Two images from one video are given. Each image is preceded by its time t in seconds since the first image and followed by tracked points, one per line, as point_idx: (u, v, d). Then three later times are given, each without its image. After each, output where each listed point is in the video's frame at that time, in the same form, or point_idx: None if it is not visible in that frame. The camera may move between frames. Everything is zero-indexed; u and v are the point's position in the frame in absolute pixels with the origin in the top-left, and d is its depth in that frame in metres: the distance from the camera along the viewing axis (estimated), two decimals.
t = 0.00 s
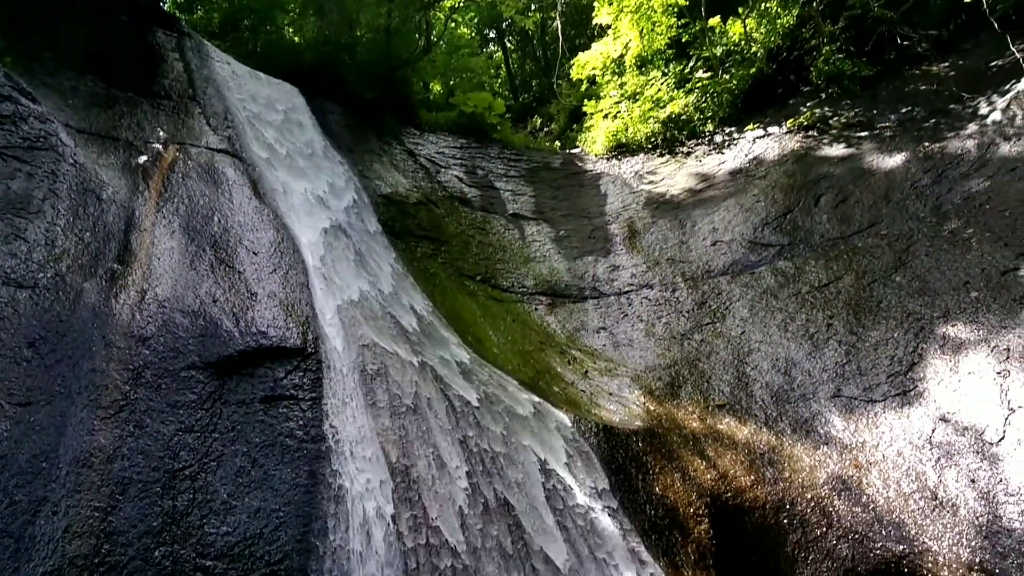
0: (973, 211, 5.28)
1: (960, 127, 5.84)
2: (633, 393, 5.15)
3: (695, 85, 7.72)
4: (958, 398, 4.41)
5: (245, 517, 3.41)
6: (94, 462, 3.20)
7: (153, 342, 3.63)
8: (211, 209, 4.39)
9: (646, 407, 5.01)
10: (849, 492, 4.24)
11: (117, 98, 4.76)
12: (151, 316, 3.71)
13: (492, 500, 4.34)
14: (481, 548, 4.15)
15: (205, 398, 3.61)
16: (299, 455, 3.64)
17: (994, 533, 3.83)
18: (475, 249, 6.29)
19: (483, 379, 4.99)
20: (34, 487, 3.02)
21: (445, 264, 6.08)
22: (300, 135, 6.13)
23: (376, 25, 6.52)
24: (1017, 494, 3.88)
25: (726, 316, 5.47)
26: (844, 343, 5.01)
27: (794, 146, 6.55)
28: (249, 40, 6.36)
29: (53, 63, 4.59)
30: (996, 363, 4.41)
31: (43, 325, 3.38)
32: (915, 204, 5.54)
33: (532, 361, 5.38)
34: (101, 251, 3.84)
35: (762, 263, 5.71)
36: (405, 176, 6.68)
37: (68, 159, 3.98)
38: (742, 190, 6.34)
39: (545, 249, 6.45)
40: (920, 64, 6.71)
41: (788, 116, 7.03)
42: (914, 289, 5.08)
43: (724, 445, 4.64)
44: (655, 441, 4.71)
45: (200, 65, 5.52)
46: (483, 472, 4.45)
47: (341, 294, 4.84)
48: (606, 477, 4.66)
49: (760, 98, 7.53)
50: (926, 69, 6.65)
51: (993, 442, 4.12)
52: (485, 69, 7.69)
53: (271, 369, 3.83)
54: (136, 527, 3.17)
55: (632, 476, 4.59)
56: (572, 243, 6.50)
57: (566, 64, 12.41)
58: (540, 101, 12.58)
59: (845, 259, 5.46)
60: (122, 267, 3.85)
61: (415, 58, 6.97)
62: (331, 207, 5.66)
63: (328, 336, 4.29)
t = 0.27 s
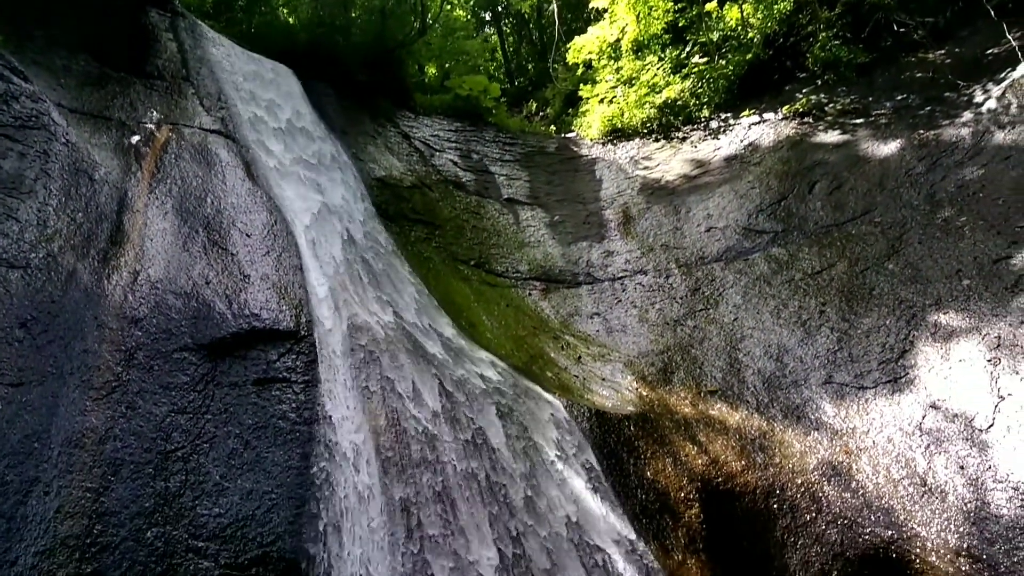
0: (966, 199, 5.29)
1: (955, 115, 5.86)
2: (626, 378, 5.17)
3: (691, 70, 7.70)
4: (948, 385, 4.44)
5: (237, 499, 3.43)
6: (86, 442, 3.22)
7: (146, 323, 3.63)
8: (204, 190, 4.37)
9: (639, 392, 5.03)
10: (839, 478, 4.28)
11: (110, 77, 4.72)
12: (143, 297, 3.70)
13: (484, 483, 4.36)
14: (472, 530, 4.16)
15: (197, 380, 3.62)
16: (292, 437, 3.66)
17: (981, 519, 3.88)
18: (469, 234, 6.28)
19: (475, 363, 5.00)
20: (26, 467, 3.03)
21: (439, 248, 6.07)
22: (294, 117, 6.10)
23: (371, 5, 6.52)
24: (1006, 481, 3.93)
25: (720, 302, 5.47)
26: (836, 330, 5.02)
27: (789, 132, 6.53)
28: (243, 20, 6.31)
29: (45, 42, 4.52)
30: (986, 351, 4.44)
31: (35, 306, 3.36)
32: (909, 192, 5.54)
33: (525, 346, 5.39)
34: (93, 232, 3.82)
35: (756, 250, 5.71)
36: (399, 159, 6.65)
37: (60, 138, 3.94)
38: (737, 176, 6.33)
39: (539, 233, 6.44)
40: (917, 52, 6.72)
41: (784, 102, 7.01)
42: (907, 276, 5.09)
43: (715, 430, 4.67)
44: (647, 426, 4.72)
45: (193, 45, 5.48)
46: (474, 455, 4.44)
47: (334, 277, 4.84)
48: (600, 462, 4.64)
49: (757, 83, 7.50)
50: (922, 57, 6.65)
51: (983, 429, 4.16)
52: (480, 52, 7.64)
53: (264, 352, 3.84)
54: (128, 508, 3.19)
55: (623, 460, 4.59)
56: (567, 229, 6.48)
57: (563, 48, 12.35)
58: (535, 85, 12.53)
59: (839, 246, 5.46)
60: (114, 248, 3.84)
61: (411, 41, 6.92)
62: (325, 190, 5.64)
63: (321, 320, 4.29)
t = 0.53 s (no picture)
0: (960, 185, 5.31)
1: (950, 102, 5.86)
2: (620, 362, 5.19)
3: (687, 55, 7.70)
4: (940, 370, 4.47)
5: (232, 480, 3.44)
6: (80, 423, 3.23)
7: (139, 305, 3.63)
8: (197, 172, 4.36)
9: (632, 376, 5.06)
10: (830, 462, 4.31)
11: (103, 59, 4.70)
12: (137, 279, 3.70)
13: (479, 467, 4.43)
14: (467, 512, 4.23)
15: (192, 361, 3.63)
16: (286, 419, 3.69)
17: (970, 503, 3.91)
18: (464, 218, 6.28)
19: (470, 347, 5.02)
20: (19, 448, 3.04)
21: (434, 233, 6.06)
22: (288, 100, 6.07)
23: None
24: (995, 466, 3.96)
25: (713, 288, 5.48)
26: (829, 316, 5.04)
27: (784, 118, 6.53)
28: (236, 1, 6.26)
29: (37, 23, 4.50)
30: (977, 336, 4.47)
31: (28, 286, 3.37)
32: (903, 178, 5.55)
33: (519, 330, 5.40)
34: (87, 214, 3.82)
35: (750, 236, 5.71)
36: (394, 143, 6.62)
37: (53, 119, 3.94)
38: (731, 162, 6.32)
39: (534, 218, 6.42)
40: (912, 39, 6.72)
41: (780, 88, 6.99)
42: (900, 263, 5.11)
43: (707, 414, 4.69)
44: (640, 410, 4.75)
45: (187, 25, 5.43)
46: (469, 439, 4.50)
47: (329, 260, 4.84)
48: (592, 446, 4.71)
49: (753, 70, 7.42)
50: (918, 44, 6.66)
51: (973, 414, 4.19)
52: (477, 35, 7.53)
53: (258, 334, 3.85)
54: (123, 488, 3.20)
55: (616, 444, 4.66)
56: (561, 214, 6.46)
57: (559, 32, 12.29)
58: (531, 69, 12.47)
59: (833, 232, 5.47)
60: (107, 230, 3.83)
61: (406, 24, 6.87)
62: (320, 173, 5.63)
63: (317, 302, 4.30)
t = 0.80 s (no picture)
0: (955, 171, 5.31)
1: (946, 88, 5.85)
2: (613, 347, 5.19)
3: (683, 39, 7.67)
4: (932, 356, 4.50)
5: (225, 462, 3.45)
6: (73, 405, 3.24)
7: (132, 286, 3.63)
8: (191, 153, 4.34)
9: (626, 360, 5.06)
10: (821, 446, 4.34)
11: (95, 39, 4.66)
12: (131, 260, 3.70)
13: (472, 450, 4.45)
14: (460, 496, 4.25)
15: (185, 343, 3.64)
16: (280, 401, 3.71)
17: (961, 487, 3.96)
18: (459, 202, 6.22)
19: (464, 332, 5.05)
20: (11, 429, 3.04)
21: (429, 217, 6.00)
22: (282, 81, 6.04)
23: None
24: (985, 450, 4.00)
25: (708, 273, 5.48)
26: (822, 301, 5.05)
27: (781, 102, 6.50)
28: None
29: (29, 2, 4.47)
30: (970, 322, 4.49)
31: (20, 267, 3.36)
32: (899, 163, 5.54)
33: (513, 314, 5.39)
34: (80, 194, 3.80)
35: (746, 221, 5.69)
36: (389, 125, 6.56)
37: (46, 99, 3.92)
38: (727, 146, 6.30)
39: (529, 203, 6.39)
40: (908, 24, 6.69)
41: (776, 73, 6.96)
42: (893, 248, 5.12)
43: (700, 398, 4.71)
44: (633, 394, 4.75)
45: (180, 6, 5.40)
46: (462, 423, 4.52)
47: (323, 244, 4.85)
48: (585, 430, 4.70)
49: (748, 56, 7.35)
50: (915, 29, 6.63)
51: (964, 399, 4.23)
52: (473, 17, 7.39)
53: (252, 316, 3.87)
54: (116, 470, 3.20)
55: (609, 427, 4.64)
56: (556, 198, 6.44)
57: (555, 14, 12.22)
58: (527, 51, 12.40)
59: (827, 218, 5.48)
60: (100, 211, 3.82)
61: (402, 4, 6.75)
62: (314, 155, 5.62)
63: (311, 286, 4.31)
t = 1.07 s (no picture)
0: (952, 157, 5.29)
1: (944, 74, 5.82)
2: (608, 331, 5.18)
3: (681, 22, 7.56)
4: (927, 341, 4.51)
5: (218, 443, 3.47)
6: (65, 384, 3.28)
7: (125, 267, 3.62)
8: (184, 133, 4.30)
9: (621, 344, 5.05)
10: (815, 431, 4.39)
11: (88, 17, 4.63)
12: (123, 241, 3.69)
13: (467, 433, 4.44)
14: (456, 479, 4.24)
15: (178, 325, 3.64)
16: (274, 383, 3.69)
17: (953, 472, 4.01)
18: (454, 185, 6.19)
19: (459, 314, 5.02)
20: (5, 408, 3.14)
21: (424, 199, 5.98)
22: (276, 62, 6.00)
23: None
24: (978, 436, 4.04)
25: (704, 258, 5.45)
26: (818, 286, 5.04)
27: (779, 87, 6.46)
28: None
29: None
30: (964, 308, 4.49)
31: (12, 247, 3.43)
32: (896, 149, 5.52)
33: (509, 298, 5.37)
34: (72, 174, 3.80)
35: (743, 206, 5.66)
36: (384, 107, 6.51)
37: (38, 78, 3.92)
38: (724, 131, 6.25)
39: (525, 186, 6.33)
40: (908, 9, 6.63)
41: (775, 56, 6.88)
42: (889, 235, 5.11)
43: (694, 382, 4.73)
44: (628, 378, 4.78)
45: None
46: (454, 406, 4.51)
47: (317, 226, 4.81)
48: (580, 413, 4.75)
49: (748, 38, 7.29)
50: (914, 15, 6.60)
51: (958, 385, 4.25)
52: None
53: (245, 298, 3.84)
54: (108, 450, 3.25)
55: (604, 411, 4.70)
56: (552, 181, 6.38)
57: None
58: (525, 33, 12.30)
59: (824, 203, 5.46)
60: (93, 191, 3.82)
61: None
62: (307, 136, 5.58)
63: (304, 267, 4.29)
